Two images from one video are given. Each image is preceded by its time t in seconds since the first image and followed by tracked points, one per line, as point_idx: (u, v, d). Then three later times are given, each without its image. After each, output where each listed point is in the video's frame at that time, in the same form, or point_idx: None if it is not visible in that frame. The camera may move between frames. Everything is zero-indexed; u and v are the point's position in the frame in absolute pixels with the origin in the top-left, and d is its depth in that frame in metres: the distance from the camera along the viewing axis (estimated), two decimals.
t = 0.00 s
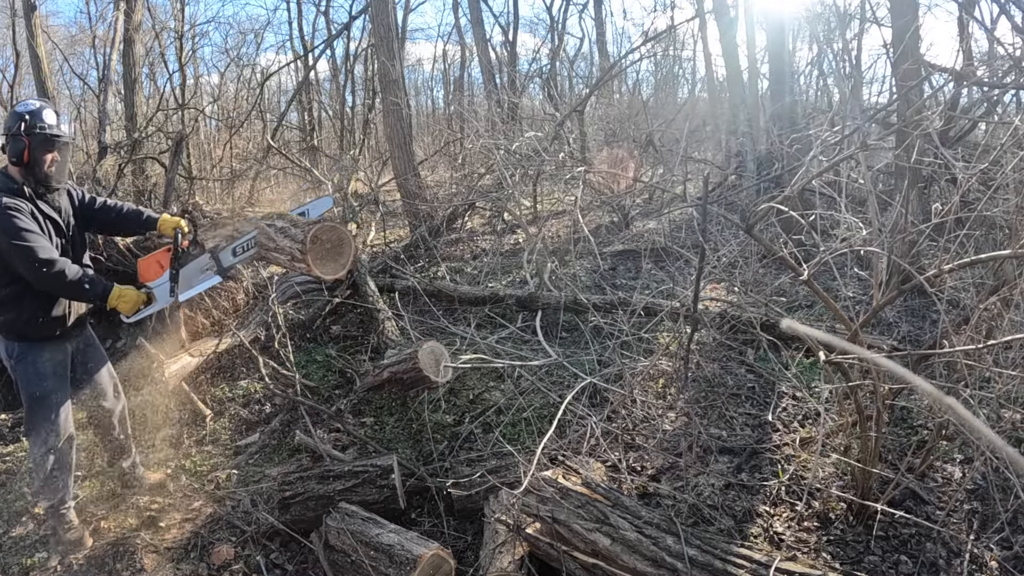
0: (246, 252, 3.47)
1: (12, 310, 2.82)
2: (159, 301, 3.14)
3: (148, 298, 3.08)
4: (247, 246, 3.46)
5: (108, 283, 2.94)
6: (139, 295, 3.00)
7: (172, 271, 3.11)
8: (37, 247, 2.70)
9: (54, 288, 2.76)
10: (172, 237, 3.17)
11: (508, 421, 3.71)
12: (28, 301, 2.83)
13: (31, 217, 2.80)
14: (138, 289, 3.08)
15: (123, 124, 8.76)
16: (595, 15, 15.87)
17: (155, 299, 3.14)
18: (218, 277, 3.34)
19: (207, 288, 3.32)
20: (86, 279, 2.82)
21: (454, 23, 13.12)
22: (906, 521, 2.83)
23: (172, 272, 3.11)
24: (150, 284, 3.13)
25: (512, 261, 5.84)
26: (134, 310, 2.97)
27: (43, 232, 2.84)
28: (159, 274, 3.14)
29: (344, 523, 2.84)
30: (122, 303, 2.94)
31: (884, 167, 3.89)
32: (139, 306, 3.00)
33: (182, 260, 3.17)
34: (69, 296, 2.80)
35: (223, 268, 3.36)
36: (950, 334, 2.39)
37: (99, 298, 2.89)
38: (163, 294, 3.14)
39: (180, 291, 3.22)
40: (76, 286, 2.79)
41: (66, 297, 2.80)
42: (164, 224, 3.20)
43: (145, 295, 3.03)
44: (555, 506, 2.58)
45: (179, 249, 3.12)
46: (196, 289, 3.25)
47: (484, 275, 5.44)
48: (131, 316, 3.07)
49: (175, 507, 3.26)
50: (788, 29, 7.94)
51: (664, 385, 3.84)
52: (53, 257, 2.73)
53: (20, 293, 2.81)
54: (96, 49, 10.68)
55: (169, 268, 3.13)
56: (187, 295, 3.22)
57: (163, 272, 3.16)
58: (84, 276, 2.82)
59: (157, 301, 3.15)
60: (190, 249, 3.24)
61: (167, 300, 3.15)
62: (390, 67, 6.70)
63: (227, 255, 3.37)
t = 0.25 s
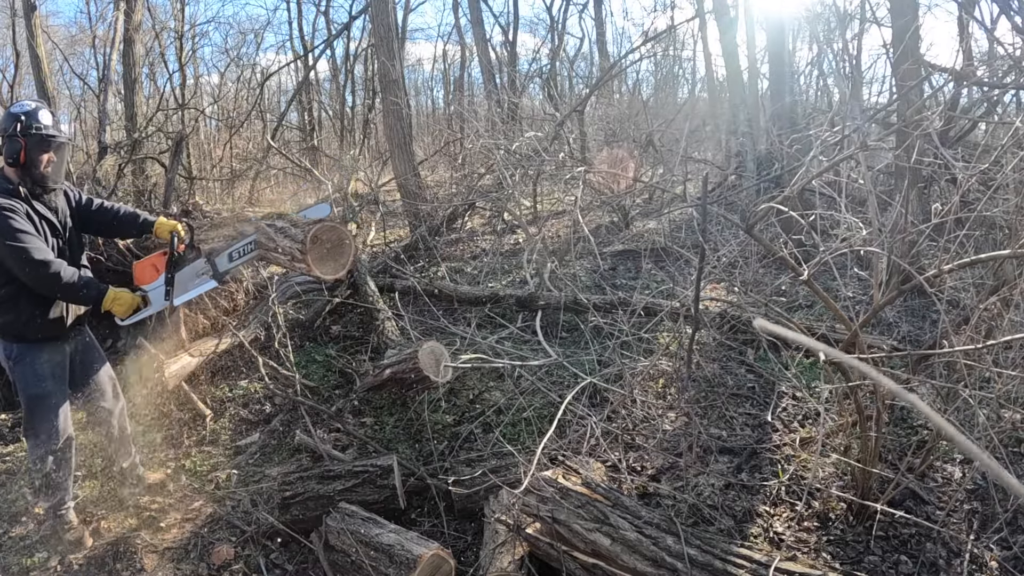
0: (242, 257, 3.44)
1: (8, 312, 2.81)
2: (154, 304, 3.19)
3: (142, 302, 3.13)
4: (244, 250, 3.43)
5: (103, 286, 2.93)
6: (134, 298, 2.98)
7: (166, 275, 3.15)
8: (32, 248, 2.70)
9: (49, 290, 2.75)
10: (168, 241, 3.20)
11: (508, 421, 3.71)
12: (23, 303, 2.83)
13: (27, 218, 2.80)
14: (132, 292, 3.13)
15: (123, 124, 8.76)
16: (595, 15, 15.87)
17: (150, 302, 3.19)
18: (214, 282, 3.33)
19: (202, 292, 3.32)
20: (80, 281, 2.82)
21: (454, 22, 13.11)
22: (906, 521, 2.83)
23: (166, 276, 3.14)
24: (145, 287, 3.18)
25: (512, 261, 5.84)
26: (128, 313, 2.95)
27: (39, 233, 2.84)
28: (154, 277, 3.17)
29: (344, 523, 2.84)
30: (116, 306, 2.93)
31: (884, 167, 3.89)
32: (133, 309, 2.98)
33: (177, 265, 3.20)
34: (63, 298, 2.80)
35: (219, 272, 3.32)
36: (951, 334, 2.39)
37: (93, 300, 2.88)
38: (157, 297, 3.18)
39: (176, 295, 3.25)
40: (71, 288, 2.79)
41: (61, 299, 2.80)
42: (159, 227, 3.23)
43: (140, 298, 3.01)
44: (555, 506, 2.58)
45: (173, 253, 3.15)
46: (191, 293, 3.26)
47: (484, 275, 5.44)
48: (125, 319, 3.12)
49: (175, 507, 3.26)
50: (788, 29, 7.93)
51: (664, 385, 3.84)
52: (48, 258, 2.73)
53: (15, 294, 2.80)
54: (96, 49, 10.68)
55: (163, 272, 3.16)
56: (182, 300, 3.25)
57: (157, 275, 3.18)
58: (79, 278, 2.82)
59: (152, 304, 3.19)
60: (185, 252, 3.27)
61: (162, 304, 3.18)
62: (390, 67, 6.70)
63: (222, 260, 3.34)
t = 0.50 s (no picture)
0: (239, 261, 3.51)
1: (5, 313, 2.81)
2: (151, 307, 3.21)
3: (139, 305, 3.16)
4: (241, 255, 3.50)
5: (99, 288, 2.92)
6: (130, 301, 2.97)
7: (162, 278, 3.17)
8: (29, 249, 2.70)
9: (45, 291, 2.75)
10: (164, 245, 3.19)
11: (509, 421, 3.71)
12: (21, 304, 2.83)
13: (24, 219, 2.80)
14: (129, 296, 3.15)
15: (123, 124, 8.75)
16: (595, 16, 15.86)
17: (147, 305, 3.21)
18: (210, 286, 3.41)
19: (198, 295, 3.39)
20: (76, 283, 2.82)
21: (454, 22, 13.11)
22: (906, 521, 2.83)
23: (163, 280, 3.16)
24: (142, 290, 3.20)
25: (512, 261, 5.84)
26: (125, 315, 2.94)
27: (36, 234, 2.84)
28: (151, 281, 3.20)
29: (344, 523, 2.84)
30: (112, 308, 2.92)
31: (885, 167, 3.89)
32: (129, 312, 2.97)
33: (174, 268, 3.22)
34: (59, 300, 2.79)
35: (216, 277, 3.41)
36: (951, 334, 2.38)
37: (89, 302, 2.87)
38: (154, 301, 3.21)
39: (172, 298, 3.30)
40: (66, 290, 2.79)
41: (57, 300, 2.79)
42: (157, 231, 3.24)
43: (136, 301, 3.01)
44: (555, 506, 2.59)
45: (171, 257, 3.14)
46: (187, 296, 3.33)
47: (484, 275, 5.44)
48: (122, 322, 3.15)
49: (175, 507, 3.26)
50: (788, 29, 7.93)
51: (664, 385, 3.84)
52: (45, 260, 2.73)
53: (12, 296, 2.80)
54: (96, 49, 10.67)
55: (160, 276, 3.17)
56: (178, 303, 3.30)
57: (154, 278, 3.21)
58: (75, 281, 2.82)
59: (148, 308, 3.22)
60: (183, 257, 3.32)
61: (159, 307, 3.22)
62: (390, 67, 6.70)
63: (219, 264, 3.41)
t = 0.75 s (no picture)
0: (237, 264, 3.47)
1: (4, 313, 2.81)
2: (146, 309, 3.18)
3: (135, 306, 3.11)
4: (240, 258, 3.46)
5: (96, 289, 2.91)
6: (127, 301, 2.97)
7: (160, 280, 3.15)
8: (26, 249, 2.69)
9: (43, 291, 2.75)
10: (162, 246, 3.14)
11: (508, 421, 3.71)
12: (20, 304, 2.82)
13: (22, 218, 2.79)
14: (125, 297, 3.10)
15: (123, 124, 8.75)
16: (594, 16, 15.86)
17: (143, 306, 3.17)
18: (207, 289, 3.37)
19: (194, 298, 3.36)
20: (74, 283, 2.82)
21: (454, 22, 13.10)
22: (906, 521, 2.83)
23: (161, 281, 3.14)
24: (138, 291, 3.16)
25: (512, 261, 5.84)
26: (122, 316, 2.94)
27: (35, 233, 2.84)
28: (148, 282, 3.16)
29: (344, 523, 2.84)
30: (109, 309, 2.92)
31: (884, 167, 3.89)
32: (126, 312, 2.97)
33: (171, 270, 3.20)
34: (57, 300, 2.79)
35: (213, 280, 3.37)
36: (951, 334, 2.38)
37: (86, 302, 2.87)
38: (151, 302, 3.18)
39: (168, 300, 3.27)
40: (64, 290, 2.78)
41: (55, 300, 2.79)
42: (155, 232, 3.23)
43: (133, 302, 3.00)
44: (555, 506, 2.59)
45: (167, 259, 3.10)
46: (183, 299, 3.29)
47: (484, 275, 5.44)
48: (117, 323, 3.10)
49: (175, 507, 3.26)
50: (788, 29, 7.93)
51: (664, 385, 3.84)
52: (42, 259, 2.73)
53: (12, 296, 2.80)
54: (96, 49, 10.67)
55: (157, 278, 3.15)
56: (174, 305, 3.26)
57: (151, 280, 3.18)
58: (73, 280, 2.82)
59: (145, 309, 3.18)
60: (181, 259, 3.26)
61: (155, 308, 3.19)
62: (390, 67, 6.70)
63: (217, 268, 3.38)
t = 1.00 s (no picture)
0: (235, 269, 3.41)
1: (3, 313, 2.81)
2: (143, 312, 3.17)
3: (131, 309, 3.11)
4: (238, 263, 3.41)
5: (93, 292, 2.86)
6: (124, 304, 2.89)
7: (156, 283, 3.14)
8: (25, 249, 2.69)
9: (40, 292, 2.74)
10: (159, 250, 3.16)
11: (508, 421, 3.71)
12: (19, 305, 2.83)
13: (22, 218, 2.79)
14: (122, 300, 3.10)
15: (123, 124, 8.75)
16: (594, 16, 15.87)
17: (139, 309, 3.16)
18: (204, 294, 3.31)
19: (192, 303, 3.31)
20: (71, 285, 2.80)
21: (454, 23, 13.10)
22: (906, 521, 2.83)
23: (157, 285, 3.13)
24: (135, 294, 3.16)
25: (512, 261, 5.84)
26: (117, 318, 2.85)
27: (34, 233, 2.83)
28: (145, 285, 3.15)
29: (344, 523, 2.84)
30: (106, 311, 2.84)
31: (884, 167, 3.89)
32: (123, 315, 2.89)
33: (168, 274, 3.18)
34: (54, 302, 2.78)
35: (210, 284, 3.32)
36: (951, 333, 2.38)
37: (81, 305, 2.83)
38: (147, 305, 3.17)
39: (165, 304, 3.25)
40: (61, 292, 2.77)
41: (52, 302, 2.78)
42: (152, 236, 3.23)
43: (129, 304, 2.93)
44: (555, 506, 2.58)
45: (166, 262, 3.13)
46: (180, 303, 3.26)
47: (484, 275, 5.44)
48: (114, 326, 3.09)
49: (175, 507, 3.26)
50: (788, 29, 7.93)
51: (665, 385, 3.84)
52: (41, 260, 2.72)
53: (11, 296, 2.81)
54: (97, 49, 10.67)
55: (154, 281, 3.15)
56: (171, 309, 3.23)
57: (147, 283, 3.17)
58: (70, 282, 2.80)
59: (141, 312, 3.18)
60: (178, 262, 3.25)
61: (151, 312, 3.17)
62: (390, 67, 6.70)
63: (214, 272, 3.34)
